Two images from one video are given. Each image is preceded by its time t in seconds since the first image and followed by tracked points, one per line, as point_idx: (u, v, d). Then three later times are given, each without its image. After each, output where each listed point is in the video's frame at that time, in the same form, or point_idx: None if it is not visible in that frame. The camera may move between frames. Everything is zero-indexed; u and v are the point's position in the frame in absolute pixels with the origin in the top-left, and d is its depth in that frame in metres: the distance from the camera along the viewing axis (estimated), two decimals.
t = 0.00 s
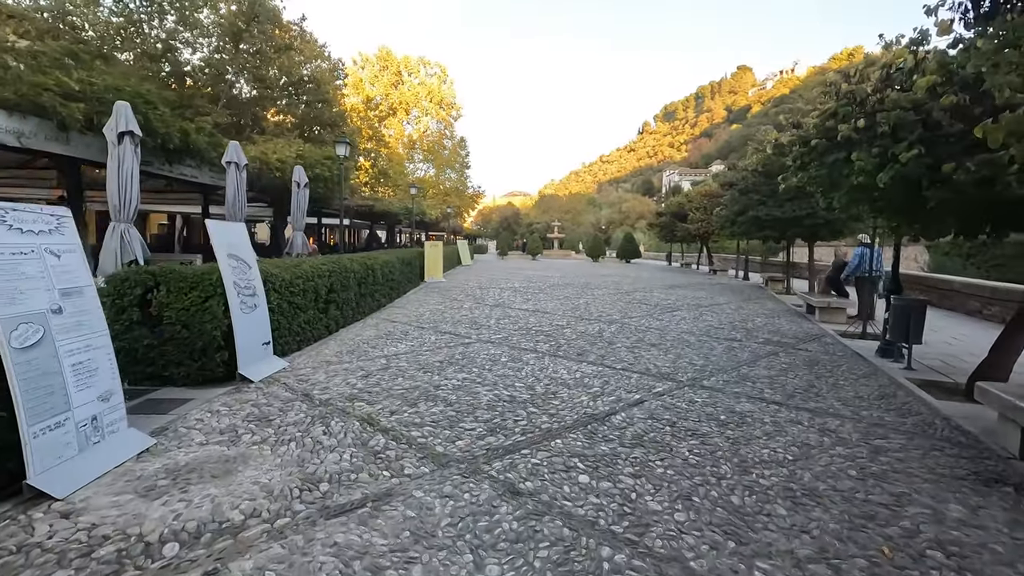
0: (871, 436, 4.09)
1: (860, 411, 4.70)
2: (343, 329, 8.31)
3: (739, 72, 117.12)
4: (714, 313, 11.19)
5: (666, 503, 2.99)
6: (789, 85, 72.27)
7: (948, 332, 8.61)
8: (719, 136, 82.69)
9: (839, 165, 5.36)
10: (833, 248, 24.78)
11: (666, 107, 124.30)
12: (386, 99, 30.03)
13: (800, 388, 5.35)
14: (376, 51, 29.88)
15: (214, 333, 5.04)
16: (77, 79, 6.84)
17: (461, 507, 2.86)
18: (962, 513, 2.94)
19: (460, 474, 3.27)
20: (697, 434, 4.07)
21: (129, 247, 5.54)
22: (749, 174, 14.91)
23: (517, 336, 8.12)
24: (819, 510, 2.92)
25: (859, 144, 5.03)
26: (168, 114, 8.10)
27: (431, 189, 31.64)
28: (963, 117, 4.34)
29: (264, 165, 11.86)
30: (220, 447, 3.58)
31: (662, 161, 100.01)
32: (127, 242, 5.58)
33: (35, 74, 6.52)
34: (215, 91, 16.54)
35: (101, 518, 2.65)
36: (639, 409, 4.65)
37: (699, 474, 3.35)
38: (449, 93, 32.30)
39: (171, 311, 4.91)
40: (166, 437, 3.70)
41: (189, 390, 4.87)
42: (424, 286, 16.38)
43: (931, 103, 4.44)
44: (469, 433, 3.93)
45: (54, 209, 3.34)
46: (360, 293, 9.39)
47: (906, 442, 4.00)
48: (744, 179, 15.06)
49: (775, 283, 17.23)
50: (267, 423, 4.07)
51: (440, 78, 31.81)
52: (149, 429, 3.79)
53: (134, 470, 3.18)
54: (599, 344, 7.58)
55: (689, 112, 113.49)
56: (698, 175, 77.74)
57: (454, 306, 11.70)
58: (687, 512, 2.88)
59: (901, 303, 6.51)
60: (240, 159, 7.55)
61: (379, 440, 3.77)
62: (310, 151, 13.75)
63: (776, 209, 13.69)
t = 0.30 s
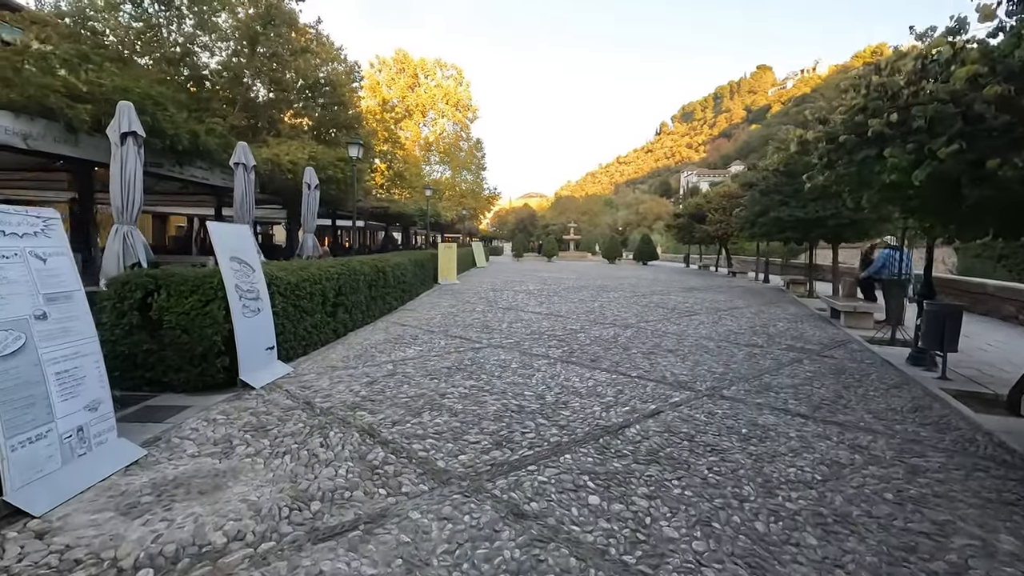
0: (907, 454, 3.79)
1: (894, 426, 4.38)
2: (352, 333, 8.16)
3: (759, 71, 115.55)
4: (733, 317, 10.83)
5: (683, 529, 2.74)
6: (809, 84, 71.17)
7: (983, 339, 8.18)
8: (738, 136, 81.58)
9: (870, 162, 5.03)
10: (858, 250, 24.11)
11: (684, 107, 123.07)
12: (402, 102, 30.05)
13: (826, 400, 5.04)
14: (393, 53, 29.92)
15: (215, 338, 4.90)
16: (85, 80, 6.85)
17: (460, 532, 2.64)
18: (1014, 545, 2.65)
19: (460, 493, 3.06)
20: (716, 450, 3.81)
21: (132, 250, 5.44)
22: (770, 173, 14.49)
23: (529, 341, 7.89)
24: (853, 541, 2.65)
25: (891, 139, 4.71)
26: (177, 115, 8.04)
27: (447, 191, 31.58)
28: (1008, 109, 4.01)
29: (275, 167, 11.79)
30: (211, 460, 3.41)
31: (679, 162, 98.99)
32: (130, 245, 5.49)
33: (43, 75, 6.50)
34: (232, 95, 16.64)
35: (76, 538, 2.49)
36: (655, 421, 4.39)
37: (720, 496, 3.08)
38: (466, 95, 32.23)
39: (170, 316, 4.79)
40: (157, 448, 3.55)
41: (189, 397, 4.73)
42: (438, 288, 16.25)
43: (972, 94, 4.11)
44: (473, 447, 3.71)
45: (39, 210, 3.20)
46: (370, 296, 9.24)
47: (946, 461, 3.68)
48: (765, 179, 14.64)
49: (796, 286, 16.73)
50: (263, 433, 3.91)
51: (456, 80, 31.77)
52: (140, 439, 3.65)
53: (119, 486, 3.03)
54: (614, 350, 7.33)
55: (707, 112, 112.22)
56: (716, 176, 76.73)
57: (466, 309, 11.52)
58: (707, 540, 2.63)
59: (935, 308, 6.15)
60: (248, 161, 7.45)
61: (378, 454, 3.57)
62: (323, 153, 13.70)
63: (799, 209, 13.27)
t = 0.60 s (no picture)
0: (967, 478, 3.40)
1: (949, 444, 3.98)
2: (369, 337, 8.02)
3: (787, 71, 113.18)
4: (764, 322, 10.38)
5: (717, 561, 2.45)
6: (841, 83, 69.26)
7: None
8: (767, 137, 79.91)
9: (918, 155, 4.65)
10: (895, 253, 23.15)
11: (711, 108, 121.14)
12: (427, 106, 30.13)
13: (870, 413, 4.66)
14: (418, 58, 29.98)
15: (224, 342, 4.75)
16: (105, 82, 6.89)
17: (466, 560, 2.40)
18: None
19: (470, 514, 2.82)
20: (752, 469, 3.48)
21: (145, 252, 5.36)
22: (803, 173, 13.93)
23: (550, 346, 7.62)
24: None
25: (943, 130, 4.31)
26: (198, 117, 8.03)
27: (470, 194, 31.52)
28: None
29: (297, 169, 11.77)
30: (211, 471, 3.24)
31: (706, 164, 97.46)
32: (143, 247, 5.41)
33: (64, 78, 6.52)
34: (259, 100, 16.83)
35: (57, 558, 2.32)
36: (683, 435, 4.08)
37: (758, 524, 2.78)
38: (490, 99, 32.16)
39: (180, 319, 4.68)
40: (157, 458, 3.40)
41: (197, 402, 4.60)
42: (459, 291, 16.10)
43: None
44: (486, 461, 3.47)
45: (35, 210, 3.07)
46: (389, 299, 9.09)
47: (1013, 486, 3.29)
48: (797, 179, 14.09)
49: (830, 290, 16.08)
50: (268, 442, 3.73)
51: (480, 84, 31.74)
52: (142, 449, 3.51)
53: (111, 499, 2.87)
54: (639, 357, 7.02)
55: (735, 113, 110.33)
56: (744, 178, 75.22)
57: (486, 313, 11.30)
58: None
59: (988, 314, 5.69)
60: (266, 162, 7.38)
61: (385, 468, 3.35)
62: (345, 156, 13.68)
63: (833, 210, 12.71)
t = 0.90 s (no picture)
0: None
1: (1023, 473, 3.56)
2: (390, 343, 7.88)
3: (823, 70, 110.23)
4: (802, 331, 9.88)
5: None
6: (881, 82, 66.90)
7: None
8: (801, 138, 77.79)
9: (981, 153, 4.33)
10: (942, 258, 22.03)
11: (743, 109, 118.76)
12: (455, 111, 30.20)
13: (928, 435, 4.25)
14: (446, 63, 30.09)
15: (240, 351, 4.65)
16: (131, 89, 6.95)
17: None
18: None
19: (485, 545, 2.59)
20: (796, 497, 3.16)
21: (165, 258, 5.31)
22: (843, 174, 13.32)
23: (575, 355, 7.35)
24: None
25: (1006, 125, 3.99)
26: (223, 123, 8.05)
27: (497, 199, 31.41)
28: None
29: (322, 174, 11.79)
30: (215, 489, 3.09)
31: (738, 166, 95.44)
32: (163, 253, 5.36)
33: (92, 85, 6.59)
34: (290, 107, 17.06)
35: None
36: (718, 457, 3.77)
37: (806, 565, 2.47)
38: (518, 103, 32.05)
39: (196, 326, 4.60)
40: (162, 473, 3.27)
41: (212, 412, 4.50)
42: (484, 297, 15.92)
43: None
44: (504, 484, 3.23)
45: (42, 216, 2.98)
46: (411, 305, 8.96)
47: None
48: (837, 180, 13.48)
49: (871, 297, 15.33)
50: (278, 457, 3.57)
51: (508, 88, 31.67)
52: (148, 463, 3.39)
53: (109, 519, 2.74)
54: (669, 367, 6.69)
55: (768, 114, 107.83)
56: (778, 180, 73.30)
57: (512, 319, 11.06)
58: None
59: None
60: (289, 167, 7.33)
61: (397, 489, 3.15)
62: (371, 161, 13.67)
63: (876, 213, 12.10)
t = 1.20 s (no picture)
0: None
1: None
2: (407, 346, 7.72)
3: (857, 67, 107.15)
4: (839, 337, 9.38)
5: None
6: (921, 78, 64.54)
7: None
8: (835, 138, 75.63)
9: None
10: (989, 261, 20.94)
11: (774, 109, 116.23)
12: (480, 113, 30.15)
13: (986, 454, 3.86)
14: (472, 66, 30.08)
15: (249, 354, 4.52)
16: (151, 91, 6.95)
17: None
18: None
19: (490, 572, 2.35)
20: (840, 525, 2.84)
21: (178, 258, 5.24)
22: (882, 173, 12.70)
23: (597, 360, 7.06)
24: None
25: None
26: (243, 124, 8.02)
27: (522, 201, 31.22)
28: None
29: (344, 176, 11.76)
30: (209, 501, 2.92)
31: (768, 167, 93.30)
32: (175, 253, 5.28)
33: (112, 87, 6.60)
34: (316, 110, 17.18)
35: None
36: (750, 475, 3.46)
37: None
38: (543, 105, 31.84)
39: (205, 328, 4.49)
40: (158, 482, 3.13)
41: (219, 417, 4.37)
42: (506, 299, 15.71)
43: None
44: (516, 502, 2.99)
45: (33, 214, 2.86)
46: (430, 307, 8.79)
47: None
48: (876, 179, 12.86)
49: (912, 301, 14.60)
50: (279, 467, 3.40)
51: (534, 90, 31.49)
52: (146, 470, 3.25)
53: (95, 533, 2.59)
54: (697, 374, 6.36)
55: (800, 114, 105.20)
56: (811, 181, 71.34)
57: (533, 322, 10.82)
58: None
59: None
60: (307, 167, 7.23)
61: (400, 505, 2.93)
62: (393, 162, 13.61)
63: (918, 214, 11.48)
